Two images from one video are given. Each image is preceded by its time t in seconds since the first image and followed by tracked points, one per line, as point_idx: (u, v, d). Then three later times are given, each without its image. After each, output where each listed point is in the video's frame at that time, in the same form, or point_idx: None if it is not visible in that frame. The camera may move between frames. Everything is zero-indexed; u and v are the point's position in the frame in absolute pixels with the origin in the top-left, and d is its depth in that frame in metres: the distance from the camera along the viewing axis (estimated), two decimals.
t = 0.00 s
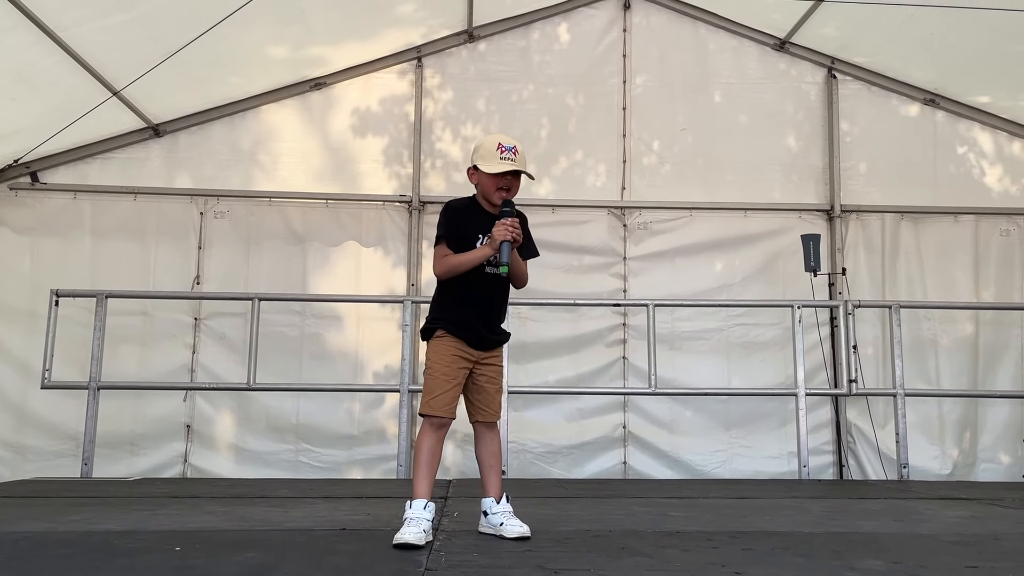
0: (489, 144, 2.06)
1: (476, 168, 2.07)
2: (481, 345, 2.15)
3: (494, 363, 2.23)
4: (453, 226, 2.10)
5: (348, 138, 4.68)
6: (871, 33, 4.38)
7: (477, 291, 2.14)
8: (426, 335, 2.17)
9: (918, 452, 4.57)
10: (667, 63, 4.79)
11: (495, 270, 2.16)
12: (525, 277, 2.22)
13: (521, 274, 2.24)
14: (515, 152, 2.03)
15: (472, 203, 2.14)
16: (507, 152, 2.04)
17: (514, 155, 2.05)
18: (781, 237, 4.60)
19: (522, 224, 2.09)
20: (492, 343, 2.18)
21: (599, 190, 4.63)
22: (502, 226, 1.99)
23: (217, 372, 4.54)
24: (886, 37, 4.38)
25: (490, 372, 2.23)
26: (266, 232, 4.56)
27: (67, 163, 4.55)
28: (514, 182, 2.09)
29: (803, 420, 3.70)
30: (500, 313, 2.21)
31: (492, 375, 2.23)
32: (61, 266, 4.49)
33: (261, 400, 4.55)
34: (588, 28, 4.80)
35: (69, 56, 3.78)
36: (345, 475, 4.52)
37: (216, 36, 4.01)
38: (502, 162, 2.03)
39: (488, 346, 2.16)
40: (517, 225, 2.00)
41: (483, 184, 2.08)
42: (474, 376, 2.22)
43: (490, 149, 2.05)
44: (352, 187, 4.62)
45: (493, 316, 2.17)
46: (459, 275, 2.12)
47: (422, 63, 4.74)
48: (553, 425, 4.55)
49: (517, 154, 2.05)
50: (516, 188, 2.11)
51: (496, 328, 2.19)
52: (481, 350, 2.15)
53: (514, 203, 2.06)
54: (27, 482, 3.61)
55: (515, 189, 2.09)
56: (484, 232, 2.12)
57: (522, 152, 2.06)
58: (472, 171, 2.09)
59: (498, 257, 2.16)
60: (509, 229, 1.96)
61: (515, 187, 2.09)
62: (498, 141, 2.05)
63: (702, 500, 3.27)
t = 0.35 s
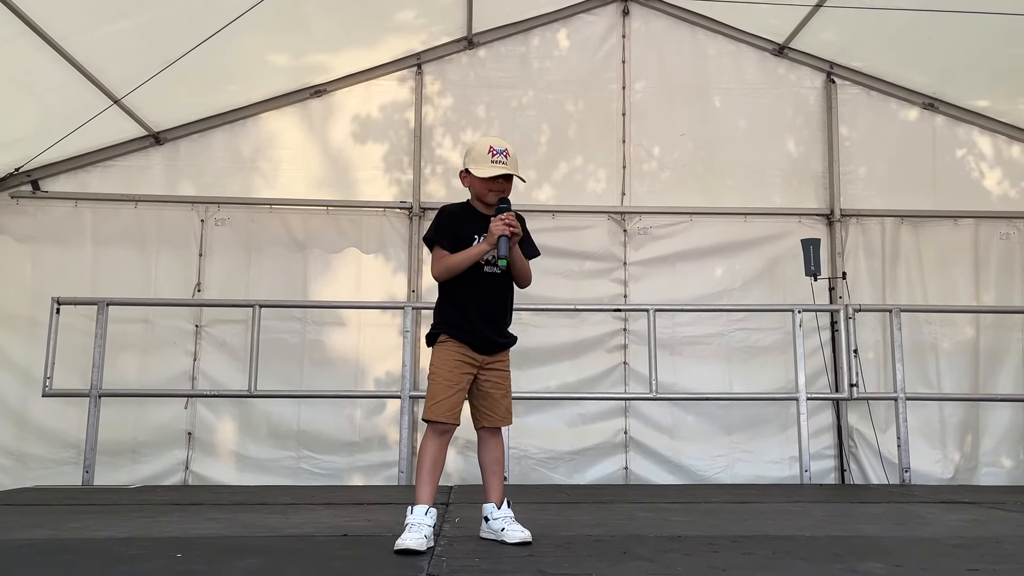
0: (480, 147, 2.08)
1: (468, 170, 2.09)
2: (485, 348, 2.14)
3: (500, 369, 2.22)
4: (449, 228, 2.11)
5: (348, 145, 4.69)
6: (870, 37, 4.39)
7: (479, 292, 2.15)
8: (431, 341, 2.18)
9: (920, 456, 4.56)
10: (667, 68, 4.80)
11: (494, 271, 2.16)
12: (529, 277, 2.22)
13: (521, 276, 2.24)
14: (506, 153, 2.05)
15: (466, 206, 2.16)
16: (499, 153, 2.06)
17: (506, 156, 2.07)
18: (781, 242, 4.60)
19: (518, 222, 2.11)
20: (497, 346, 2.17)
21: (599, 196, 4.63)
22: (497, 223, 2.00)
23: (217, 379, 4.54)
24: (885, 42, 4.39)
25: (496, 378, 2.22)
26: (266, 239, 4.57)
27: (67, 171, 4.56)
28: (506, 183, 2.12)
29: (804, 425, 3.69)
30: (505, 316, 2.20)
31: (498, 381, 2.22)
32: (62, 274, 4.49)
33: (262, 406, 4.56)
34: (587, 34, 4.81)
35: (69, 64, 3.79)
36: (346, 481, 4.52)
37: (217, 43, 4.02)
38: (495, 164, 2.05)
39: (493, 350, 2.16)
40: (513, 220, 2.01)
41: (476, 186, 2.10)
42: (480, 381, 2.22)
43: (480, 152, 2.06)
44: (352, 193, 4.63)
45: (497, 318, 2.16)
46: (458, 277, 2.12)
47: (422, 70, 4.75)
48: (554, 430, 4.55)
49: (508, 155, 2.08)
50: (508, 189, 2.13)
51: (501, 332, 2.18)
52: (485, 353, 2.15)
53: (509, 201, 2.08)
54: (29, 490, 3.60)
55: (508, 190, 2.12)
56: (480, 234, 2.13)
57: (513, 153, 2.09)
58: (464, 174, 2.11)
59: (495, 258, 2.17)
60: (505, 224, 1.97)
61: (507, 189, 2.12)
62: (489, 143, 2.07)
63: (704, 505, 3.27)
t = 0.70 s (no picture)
0: (478, 156, 2.08)
1: (466, 179, 2.09)
2: (485, 356, 2.15)
3: (501, 375, 2.23)
4: (447, 236, 2.12)
5: (350, 153, 4.71)
6: (870, 44, 4.40)
7: (478, 300, 2.15)
8: (431, 347, 2.20)
9: (922, 462, 4.56)
10: (666, 77, 4.82)
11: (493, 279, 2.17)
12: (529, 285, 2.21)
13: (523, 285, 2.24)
14: (504, 161, 2.05)
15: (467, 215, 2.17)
16: (496, 162, 2.06)
17: (503, 164, 2.07)
18: (781, 249, 4.61)
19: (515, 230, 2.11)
20: (497, 354, 2.18)
21: (600, 204, 4.65)
22: (491, 229, 2.00)
23: (220, 388, 4.54)
24: (884, 49, 4.41)
25: (498, 384, 2.22)
26: (268, 247, 4.59)
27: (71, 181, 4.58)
28: (504, 191, 2.11)
29: (806, 431, 3.69)
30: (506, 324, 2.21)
31: (499, 387, 2.22)
32: (65, 283, 4.51)
33: (265, 414, 4.56)
34: (588, 43, 4.84)
35: (73, 74, 3.81)
36: (348, 489, 4.52)
37: (220, 53, 4.04)
38: (492, 171, 2.05)
39: (493, 357, 2.17)
40: (508, 227, 2.01)
41: (475, 195, 2.11)
42: (481, 387, 2.23)
43: (479, 161, 2.07)
44: (354, 202, 4.65)
45: (496, 325, 2.17)
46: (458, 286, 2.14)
47: (423, 79, 4.77)
48: (556, 437, 4.55)
49: (506, 164, 2.07)
50: (507, 198, 2.12)
51: (501, 340, 2.19)
52: (485, 361, 2.16)
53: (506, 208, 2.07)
54: (32, 498, 3.61)
55: (506, 198, 2.11)
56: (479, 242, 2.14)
57: (511, 161, 2.09)
58: (463, 183, 2.12)
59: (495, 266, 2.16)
60: (498, 230, 1.97)
61: (505, 197, 2.11)
62: (486, 152, 2.07)
63: (706, 511, 3.27)
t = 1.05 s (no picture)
0: (473, 167, 2.08)
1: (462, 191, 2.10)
2: (484, 366, 2.15)
3: (501, 385, 2.22)
4: (443, 247, 2.14)
5: (353, 163, 4.73)
6: (871, 53, 4.42)
7: (477, 310, 2.16)
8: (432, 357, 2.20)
9: (926, 470, 4.56)
10: (668, 86, 4.84)
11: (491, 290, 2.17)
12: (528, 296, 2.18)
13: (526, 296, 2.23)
14: (497, 171, 2.03)
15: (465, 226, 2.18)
16: (490, 172, 2.05)
17: (497, 174, 2.05)
18: (783, 257, 4.62)
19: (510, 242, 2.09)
20: (496, 364, 2.17)
21: (602, 213, 4.66)
22: (483, 242, 2.00)
23: (223, 398, 4.55)
24: (884, 58, 4.42)
25: (498, 394, 2.22)
26: (271, 257, 4.60)
27: (75, 192, 4.60)
28: (500, 203, 2.09)
29: (810, 440, 3.68)
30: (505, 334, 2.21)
31: (499, 397, 2.22)
32: (69, 294, 4.52)
33: (268, 424, 4.57)
34: (589, 53, 4.86)
35: (78, 86, 3.83)
36: (351, 499, 4.52)
37: (223, 65, 4.06)
38: (485, 183, 2.03)
39: (492, 367, 2.16)
40: (500, 240, 2.01)
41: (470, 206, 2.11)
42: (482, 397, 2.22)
43: (473, 172, 2.06)
44: (357, 211, 4.66)
45: (496, 335, 2.17)
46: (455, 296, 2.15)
47: (425, 89, 4.79)
48: (559, 447, 4.55)
49: (500, 174, 2.05)
50: (503, 209, 2.11)
51: (500, 350, 2.19)
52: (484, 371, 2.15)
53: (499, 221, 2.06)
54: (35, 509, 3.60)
55: (501, 209, 2.09)
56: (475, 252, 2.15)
57: (505, 171, 2.06)
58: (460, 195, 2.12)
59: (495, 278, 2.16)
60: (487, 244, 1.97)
61: (501, 208, 2.10)
62: (481, 163, 2.06)
63: (709, 521, 3.26)
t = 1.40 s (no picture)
0: (481, 186, 2.08)
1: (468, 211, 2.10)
2: (487, 383, 2.14)
3: (502, 400, 2.22)
4: (448, 265, 2.14)
5: (356, 175, 4.74)
6: (873, 64, 4.42)
7: (480, 327, 2.15)
8: (434, 373, 2.19)
9: (932, 482, 4.54)
10: (670, 97, 4.84)
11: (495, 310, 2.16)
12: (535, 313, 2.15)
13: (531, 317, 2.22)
14: (504, 191, 2.03)
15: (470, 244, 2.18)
16: (497, 191, 2.05)
17: (504, 194, 2.05)
18: (787, 268, 4.61)
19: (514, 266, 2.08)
20: (498, 380, 2.17)
21: (605, 223, 4.66)
22: (487, 265, 1.99)
23: (226, 410, 4.55)
24: (887, 69, 4.43)
25: (500, 409, 2.22)
26: (275, 269, 4.60)
27: (79, 205, 4.62)
28: (507, 222, 2.09)
29: (815, 451, 3.66)
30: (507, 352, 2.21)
31: (501, 411, 2.21)
32: (73, 307, 4.53)
33: (271, 437, 4.56)
34: (591, 64, 4.88)
35: (83, 101, 3.85)
36: (355, 511, 4.51)
37: (227, 78, 4.08)
38: (492, 202, 2.03)
39: (494, 383, 2.16)
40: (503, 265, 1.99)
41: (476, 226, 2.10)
42: (483, 413, 2.22)
43: (480, 191, 2.06)
44: (360, 223, 4.67)
45: (498, 352, 2.16)
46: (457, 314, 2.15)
47: (429, 101, 4.80)
48: (563, 459, 4.54)
49: (507, 194, 2.05)
50: (510, 228, 2.10)
51: (502, 367, 2.18)
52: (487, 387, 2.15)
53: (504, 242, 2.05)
54: (39, 523, 3.60)
55: (507, 229, 2.09)
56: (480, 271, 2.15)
57: (512, 190, 2.07)
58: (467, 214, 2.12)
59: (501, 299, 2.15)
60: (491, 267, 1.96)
61: (508, 228, 2.09)
62: (487, 182, 2.06)
63: (714, 535, 3.25)
